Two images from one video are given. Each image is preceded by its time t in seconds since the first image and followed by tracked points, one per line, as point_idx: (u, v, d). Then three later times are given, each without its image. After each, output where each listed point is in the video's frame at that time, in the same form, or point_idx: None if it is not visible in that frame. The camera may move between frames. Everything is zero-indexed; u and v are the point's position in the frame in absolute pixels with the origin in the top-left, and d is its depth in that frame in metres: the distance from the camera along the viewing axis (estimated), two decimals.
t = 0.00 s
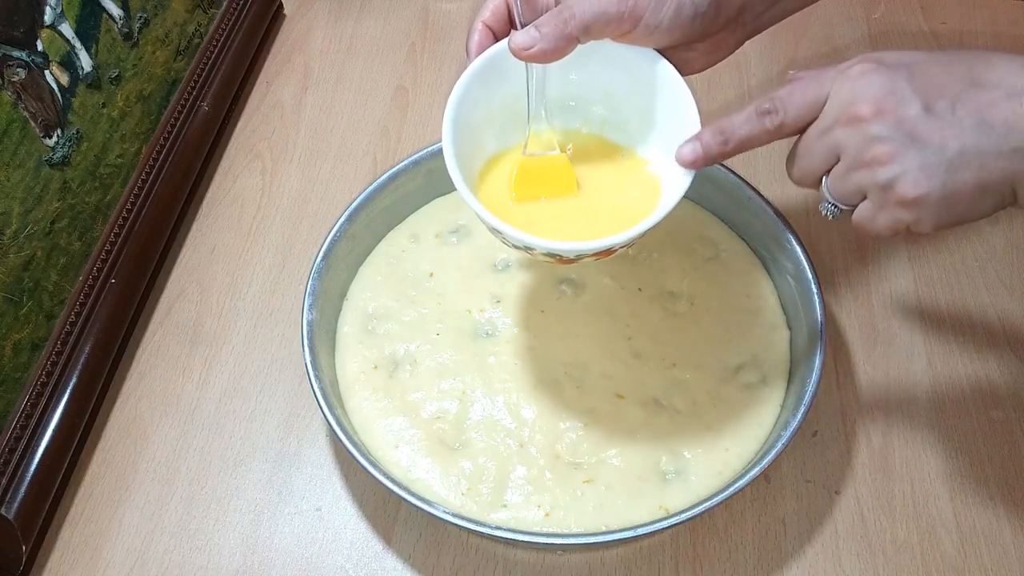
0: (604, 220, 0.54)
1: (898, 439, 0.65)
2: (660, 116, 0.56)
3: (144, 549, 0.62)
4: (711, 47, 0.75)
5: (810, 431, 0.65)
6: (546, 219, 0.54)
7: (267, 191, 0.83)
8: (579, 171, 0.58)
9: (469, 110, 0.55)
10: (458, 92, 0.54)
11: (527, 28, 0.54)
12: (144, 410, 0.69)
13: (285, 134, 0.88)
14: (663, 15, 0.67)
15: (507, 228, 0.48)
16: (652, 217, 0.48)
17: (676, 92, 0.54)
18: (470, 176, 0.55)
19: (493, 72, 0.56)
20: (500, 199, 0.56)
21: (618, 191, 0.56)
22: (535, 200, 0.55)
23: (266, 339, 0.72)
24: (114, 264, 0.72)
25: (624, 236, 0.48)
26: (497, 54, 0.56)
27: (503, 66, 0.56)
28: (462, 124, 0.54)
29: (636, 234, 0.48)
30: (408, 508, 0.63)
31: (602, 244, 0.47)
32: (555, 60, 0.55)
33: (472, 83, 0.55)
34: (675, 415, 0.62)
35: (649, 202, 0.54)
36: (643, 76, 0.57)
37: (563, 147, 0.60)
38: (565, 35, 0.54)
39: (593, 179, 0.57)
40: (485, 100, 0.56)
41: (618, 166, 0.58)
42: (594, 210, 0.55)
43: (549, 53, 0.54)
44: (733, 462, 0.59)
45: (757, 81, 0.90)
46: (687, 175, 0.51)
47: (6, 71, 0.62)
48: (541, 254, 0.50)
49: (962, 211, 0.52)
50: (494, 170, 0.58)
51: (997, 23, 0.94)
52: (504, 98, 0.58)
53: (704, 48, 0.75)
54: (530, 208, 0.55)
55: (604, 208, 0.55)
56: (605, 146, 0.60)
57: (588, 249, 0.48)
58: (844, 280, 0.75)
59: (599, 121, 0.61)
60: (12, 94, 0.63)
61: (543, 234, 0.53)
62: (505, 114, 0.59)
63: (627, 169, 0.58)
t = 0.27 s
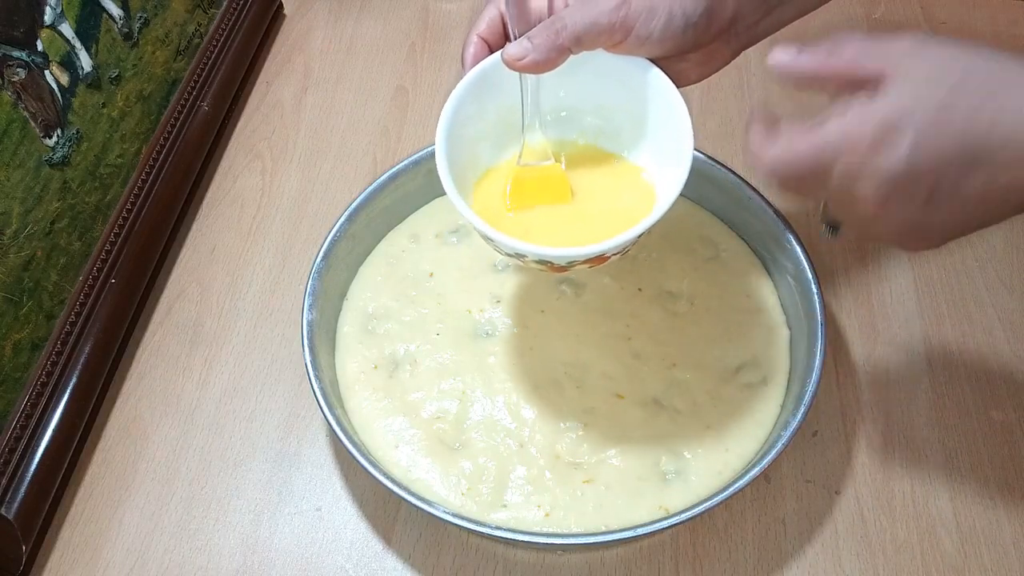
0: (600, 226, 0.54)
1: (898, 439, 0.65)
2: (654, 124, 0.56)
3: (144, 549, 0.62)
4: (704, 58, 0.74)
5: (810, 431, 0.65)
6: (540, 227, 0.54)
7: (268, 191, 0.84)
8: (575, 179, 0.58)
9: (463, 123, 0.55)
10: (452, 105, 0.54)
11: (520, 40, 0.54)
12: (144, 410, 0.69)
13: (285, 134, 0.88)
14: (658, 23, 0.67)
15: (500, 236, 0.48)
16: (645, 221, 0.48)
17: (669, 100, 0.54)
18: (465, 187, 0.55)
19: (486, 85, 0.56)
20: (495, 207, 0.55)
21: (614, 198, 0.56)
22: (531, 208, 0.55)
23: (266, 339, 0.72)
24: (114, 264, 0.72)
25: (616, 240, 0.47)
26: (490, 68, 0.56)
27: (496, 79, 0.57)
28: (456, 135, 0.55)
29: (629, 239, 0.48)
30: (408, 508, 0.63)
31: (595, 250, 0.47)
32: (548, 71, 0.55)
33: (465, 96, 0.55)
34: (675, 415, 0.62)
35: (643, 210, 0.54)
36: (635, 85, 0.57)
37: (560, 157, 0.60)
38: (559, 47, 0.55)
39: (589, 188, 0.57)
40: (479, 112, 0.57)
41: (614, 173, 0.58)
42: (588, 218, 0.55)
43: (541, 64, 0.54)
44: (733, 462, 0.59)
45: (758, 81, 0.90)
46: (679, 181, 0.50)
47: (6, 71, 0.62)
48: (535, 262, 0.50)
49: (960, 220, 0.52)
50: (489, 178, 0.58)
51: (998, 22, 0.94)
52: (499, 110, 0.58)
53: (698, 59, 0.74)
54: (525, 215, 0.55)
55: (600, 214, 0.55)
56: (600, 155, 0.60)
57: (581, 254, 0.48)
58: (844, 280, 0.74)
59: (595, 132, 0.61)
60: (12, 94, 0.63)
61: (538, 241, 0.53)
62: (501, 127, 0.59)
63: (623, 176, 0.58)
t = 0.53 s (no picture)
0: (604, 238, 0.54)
1: (898, 439, 0.65)
2: (659, 137, 0.57)
3: (144, 549, 0.62)
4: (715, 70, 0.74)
5: (810, 432, 0.65)
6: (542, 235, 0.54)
7: (268, 190, 0.84)
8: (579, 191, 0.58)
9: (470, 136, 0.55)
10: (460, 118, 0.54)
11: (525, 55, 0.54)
12: (144, 410, 0.69)
13: (285, 134, 0.88)
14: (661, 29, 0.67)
15: (503, 245, 0.48)
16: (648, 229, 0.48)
17: (675, 113, 0.55)
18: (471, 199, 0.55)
19: (493, 100, 0.56)
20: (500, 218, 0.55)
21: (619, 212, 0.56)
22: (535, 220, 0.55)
23: (266, 339, 0.72)
24: (114, 264, 0.72)
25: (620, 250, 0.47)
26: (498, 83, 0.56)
27: (501, 93, 0.57)
28: (463, 148, 0.55)
29: (632, 248, 0.48)
30: (408, 508, 0.63)
31: (598, 258, 0.47)
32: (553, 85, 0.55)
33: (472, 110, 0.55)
34: (675, 415, 0.62)
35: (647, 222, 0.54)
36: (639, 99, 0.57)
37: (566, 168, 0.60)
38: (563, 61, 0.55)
39: (593, 200, 0.57)
40: (486, 127, 0.57)
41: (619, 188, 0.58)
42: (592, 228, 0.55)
43: (546, 78, 0.54)
44: (733, 462, 0.59)
45: (758, 81, 0.90)
46: (683, 190, 0.51)
47: (6, 71, 0.62)
48: (539, 272, 0.50)
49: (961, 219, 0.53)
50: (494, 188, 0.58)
51: (997, 22, 0.94)
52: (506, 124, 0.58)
53: (708, 72, 0.74)
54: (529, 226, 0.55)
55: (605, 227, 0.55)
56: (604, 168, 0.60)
57: (584, 263, 0.48)
58: (844, 281, 0.75)
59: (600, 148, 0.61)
60: (12, 94, 0.63)
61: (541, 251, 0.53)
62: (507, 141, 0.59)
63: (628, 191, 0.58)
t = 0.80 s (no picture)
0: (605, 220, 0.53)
1: (898, 439, 0.65)
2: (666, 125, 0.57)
3: (144, 549, 0.62)
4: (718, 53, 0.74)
5: (810, 431, 0.65)
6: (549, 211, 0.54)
7: (267, 190, 0.84)
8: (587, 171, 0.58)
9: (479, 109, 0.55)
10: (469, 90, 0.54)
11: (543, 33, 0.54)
12: (144, 410, 0.69)
13: (285, 134, 0.88)
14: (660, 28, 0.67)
15: (506, 216, 0.48)
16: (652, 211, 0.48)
17: (682, 100, 0.55)
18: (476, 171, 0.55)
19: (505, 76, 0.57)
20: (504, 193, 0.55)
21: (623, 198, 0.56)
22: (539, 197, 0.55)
23: (266, 339, 0.72)
24: (114, 264, 0.72)
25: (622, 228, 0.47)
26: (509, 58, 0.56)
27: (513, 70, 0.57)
28: (471, 120, 0.55)
29: (635, 229, 0.48)
30: (408, 508, 0.63)
31: (600, 236, 0.47)
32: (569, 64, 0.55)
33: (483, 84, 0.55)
34: (675, 415, 0.62)
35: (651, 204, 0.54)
36: (649, 85, 0.57)
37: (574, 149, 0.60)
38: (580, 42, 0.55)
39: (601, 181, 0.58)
40: (496, 105, 0.57)
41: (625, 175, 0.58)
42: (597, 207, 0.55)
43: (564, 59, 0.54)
44: (733, 462, 0.59)
45: (758, 81, 0.90)
46: (689, 176, 0.51)
47: (6, 71, 0.62)
48: (539, 247, 0.50)
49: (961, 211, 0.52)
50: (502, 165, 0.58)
51: (997, 22, 0.94)
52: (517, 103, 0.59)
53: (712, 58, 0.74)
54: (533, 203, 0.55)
55: (608, 211, 0.55)
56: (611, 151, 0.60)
57: (586, 240, 0.48)
58: (844, 280, 0.75)
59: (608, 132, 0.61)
60: (12, 94, 0.63)
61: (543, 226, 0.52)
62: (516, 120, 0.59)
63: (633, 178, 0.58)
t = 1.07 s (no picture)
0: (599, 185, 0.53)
1: (898, 439, 0.65)
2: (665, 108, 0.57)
3: (144, 549, 0.62)
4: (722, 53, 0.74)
5: (810, 431, 0.65)
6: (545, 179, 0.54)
7: (267, 190, 0.84)
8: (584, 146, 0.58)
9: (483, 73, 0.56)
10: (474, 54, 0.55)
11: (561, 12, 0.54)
12: (144, 410, 0.69)
13: (285, 134, 0.88)
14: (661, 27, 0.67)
15: (497, 175, 0.48)
16: (643, 181, 0.48)
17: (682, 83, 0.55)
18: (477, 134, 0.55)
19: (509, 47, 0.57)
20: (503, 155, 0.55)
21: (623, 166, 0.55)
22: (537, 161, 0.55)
23: (266, 339, 0.72)
24: (114, 264, 0.72)
25: (610, 194, 0.47)
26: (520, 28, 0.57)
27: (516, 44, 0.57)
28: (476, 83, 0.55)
29: (625, 197, 0.48)
30: (408, 508, 0.63)
31: (587, 201, 0.47)
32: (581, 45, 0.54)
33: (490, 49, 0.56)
34: (675, 415, 0.62)
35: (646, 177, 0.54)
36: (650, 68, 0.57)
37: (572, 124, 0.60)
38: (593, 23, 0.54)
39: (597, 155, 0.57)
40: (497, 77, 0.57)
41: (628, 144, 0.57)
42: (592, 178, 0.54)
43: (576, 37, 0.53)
44: (733, 462, 0.59)
45: (758, 80, 0.90)
46: (682, 149, 0.50)
47: (6, 71, 0.62)
48: (529, 210, 0.50)
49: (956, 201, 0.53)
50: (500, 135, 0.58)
51: (997, 22, 0.94)
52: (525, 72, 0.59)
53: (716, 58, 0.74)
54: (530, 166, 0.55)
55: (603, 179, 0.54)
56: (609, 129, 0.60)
57: (575, 204, 0.47)
58: (844, 280, 0.75)
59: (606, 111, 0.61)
60: (12, 94, 0.63)
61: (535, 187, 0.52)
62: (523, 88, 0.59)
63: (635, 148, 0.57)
